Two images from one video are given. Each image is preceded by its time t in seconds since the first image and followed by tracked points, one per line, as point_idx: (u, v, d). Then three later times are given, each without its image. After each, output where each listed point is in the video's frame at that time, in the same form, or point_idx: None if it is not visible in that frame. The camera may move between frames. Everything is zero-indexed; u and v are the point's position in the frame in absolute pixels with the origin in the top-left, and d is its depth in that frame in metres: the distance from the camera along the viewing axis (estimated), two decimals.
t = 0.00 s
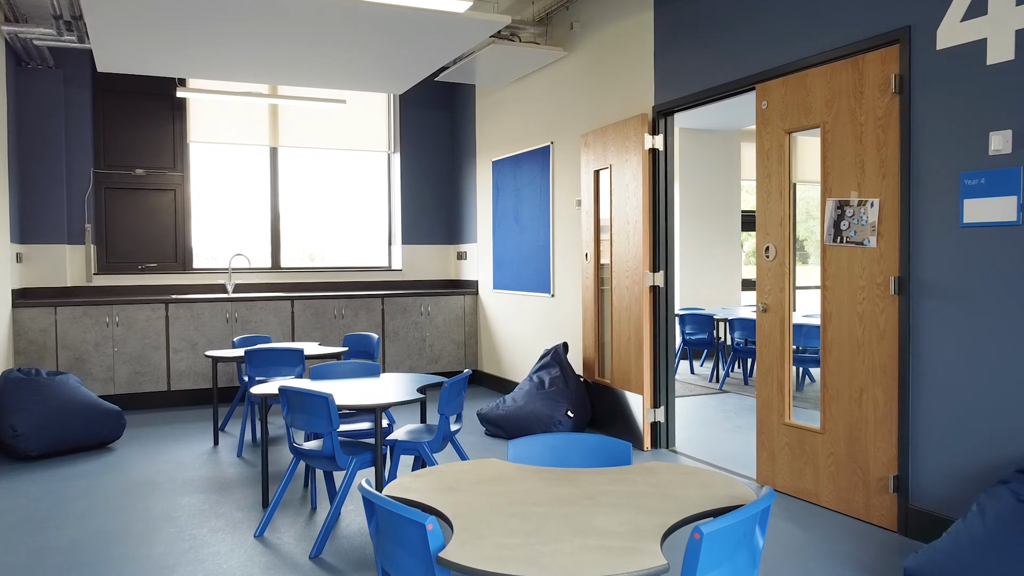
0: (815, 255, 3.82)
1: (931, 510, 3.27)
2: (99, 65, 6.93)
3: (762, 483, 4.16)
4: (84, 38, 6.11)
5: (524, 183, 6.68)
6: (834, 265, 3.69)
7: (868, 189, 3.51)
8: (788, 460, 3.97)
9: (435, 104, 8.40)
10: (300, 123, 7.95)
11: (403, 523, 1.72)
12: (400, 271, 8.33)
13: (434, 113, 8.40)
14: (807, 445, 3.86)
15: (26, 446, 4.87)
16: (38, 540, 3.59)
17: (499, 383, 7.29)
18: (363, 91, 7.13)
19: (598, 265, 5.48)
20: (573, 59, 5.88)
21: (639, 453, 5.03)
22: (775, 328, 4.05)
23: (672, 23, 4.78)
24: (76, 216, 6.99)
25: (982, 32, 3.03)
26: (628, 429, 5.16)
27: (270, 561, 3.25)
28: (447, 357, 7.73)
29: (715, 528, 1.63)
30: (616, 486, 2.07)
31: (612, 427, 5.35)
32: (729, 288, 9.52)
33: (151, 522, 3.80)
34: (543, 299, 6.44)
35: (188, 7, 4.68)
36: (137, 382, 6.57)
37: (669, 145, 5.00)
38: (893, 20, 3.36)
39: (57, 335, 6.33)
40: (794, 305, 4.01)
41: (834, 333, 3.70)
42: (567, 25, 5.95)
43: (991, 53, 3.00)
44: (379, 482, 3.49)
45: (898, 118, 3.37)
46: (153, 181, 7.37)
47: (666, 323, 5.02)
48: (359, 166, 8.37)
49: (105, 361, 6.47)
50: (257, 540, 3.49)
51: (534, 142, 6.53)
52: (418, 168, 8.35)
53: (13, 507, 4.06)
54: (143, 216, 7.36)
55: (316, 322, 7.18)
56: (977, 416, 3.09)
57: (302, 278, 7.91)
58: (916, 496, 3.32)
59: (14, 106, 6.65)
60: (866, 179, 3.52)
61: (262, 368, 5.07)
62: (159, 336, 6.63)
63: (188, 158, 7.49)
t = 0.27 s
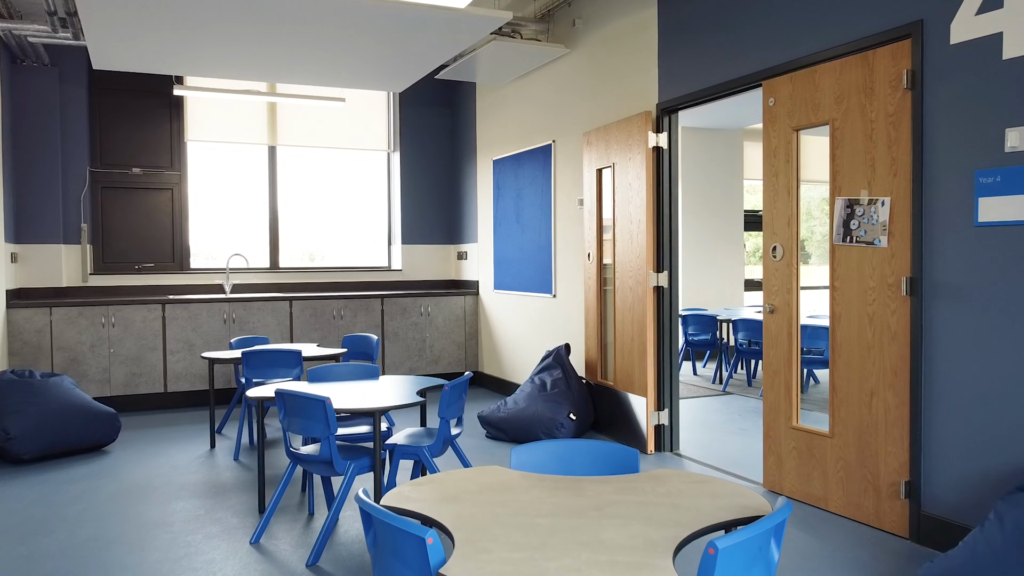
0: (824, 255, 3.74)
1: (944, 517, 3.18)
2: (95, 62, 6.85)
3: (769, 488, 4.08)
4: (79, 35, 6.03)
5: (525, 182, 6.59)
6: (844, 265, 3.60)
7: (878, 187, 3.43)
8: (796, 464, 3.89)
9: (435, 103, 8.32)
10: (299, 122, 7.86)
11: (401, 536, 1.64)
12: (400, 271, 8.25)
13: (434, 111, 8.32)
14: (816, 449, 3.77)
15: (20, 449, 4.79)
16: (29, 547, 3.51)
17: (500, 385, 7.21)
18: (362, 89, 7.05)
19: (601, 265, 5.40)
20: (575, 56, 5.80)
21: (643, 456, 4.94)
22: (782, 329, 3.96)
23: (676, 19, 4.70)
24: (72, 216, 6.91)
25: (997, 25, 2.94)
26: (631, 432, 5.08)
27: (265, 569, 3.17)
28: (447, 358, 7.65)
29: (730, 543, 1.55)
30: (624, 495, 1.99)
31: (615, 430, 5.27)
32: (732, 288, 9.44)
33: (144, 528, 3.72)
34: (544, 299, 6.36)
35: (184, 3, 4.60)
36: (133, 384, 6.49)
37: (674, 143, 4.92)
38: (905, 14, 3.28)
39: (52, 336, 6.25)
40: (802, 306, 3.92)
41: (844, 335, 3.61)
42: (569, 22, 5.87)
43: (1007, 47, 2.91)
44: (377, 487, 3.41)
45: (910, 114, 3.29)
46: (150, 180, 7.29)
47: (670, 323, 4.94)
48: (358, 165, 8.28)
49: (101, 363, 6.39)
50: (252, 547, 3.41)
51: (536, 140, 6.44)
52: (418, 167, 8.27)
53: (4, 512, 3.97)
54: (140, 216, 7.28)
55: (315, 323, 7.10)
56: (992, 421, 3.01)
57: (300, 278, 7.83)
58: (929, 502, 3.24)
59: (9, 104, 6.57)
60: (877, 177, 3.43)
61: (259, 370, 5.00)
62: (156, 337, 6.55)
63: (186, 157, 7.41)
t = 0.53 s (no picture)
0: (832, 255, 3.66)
1: (957, 524, 3.10)
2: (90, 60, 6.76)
3: (775, 493, 3.99)
4: (72, 32, 5.95)
5: (526, 181, 6.51)
6: (853, 266, 3.52)
7: (889, 186, 3.34)
8: (803, 469, 3.80)
9: (434, 101, 8.23)
10: (297, 120, 7.78)
11: (397, 551, 1.56)
12: (399, 272, 8.16)
13: (434, 109, 8.23)
14: (824, 454, 3.69)
15: (11, 452, 4.71)
16: (17, 554, 3.42)
17: (500, 386, 7.12)
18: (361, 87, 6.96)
19: (603, 265, 5.31)
20: (576, 53, 5.71)
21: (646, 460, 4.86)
22: (789, 331, 3.87)
23: (680, 15, 4.61)
24: (67, 215, 6.82)
25: (1013, 18, 2.86)
26: (634, 435, 4.99)
27: None
28: (447, 359, 7.56)
29: (746, 559, 1.47)
30: (631, 506, 1.90)
31: (618, 433, 5.18)
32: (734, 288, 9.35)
33: (136, 534, 3.63)
34: (545, 300, 6.27)
35: None
36: (128, 386, 6.41)
37: (677, 141, 4.83)
38: (916, 8, 3.19)
39: (46, 337, 6.16)
40: (810, 307, 3.83)
41: (853, 337, 3.52)
42: (570, 18, 5.79)
43: None
44: (375, 493, 3.32)
45: (922, 111, 3.20)
46: (146, 179, 7.20)
47: (674, 324, 4.85)
48: (357, 164, 8.19)
49: (96, 364, 6.31)
50: (246, 555, 3.32)
51: (537, 139, 6.36)
52: (418, 166, 8.18)
53: None
54: (136, 216, 7.20)
55: (313, 324, 7.01)
56: (1007, 426, 2.92)
57: (298, 278, 7.74)
58: (941, 509, 3.16)
59: (3, 102, 6.48)
60: (887, 176, 3.34)
61: (255, 371, 4.91)
62: (151, 338, 6.46)
63: (182, 155, 7.33)
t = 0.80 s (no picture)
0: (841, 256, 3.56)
1: (971, 533, 3.00)
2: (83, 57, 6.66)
3: (781, 499, 3.90)
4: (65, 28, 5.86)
5: (526, 180, 6.41)
6: (862, 266, 3.42)
7: (899, 184, 3.24)
8: (810, 475, 3.70)
9: (434, 99, 8.13)
10: (295, 119, 7.68)
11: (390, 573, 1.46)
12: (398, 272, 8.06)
13: (433, 108, 8.13)
14: (832, 460, 3.59)
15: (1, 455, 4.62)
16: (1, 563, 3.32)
17: (500, 388, 7.02)
18: (359, 85, 6.87)
19: (604, 266, 5.22)
20: (577, 50, 5.62)
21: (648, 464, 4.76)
22: (796, 333, 3.78)
23: (683, 10, 4.51)
24: (60, 215, 6.73)
25: None
26: (636, 439, 4.90)
27: None
28: (446, 361, 7.46)
29: None
30: (636, 520, 1.81)
31: (619, 437, 5.09)
32: (736, 289, 9.26)
33: (125, 542, 3.53)
34: (546, 300, 6.17)
35: None
36: (122, 388, 6.31)
37: (680, 139, 4.73)
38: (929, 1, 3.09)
39: (39, 339, 6.07)
40: (817, 309, 3.73)
41: (862, 340, 3.43)
42: (571, 14, 5.69)
43: None
44: (370, 501, 3.22)
45: (934, 107, 3.10)
46: (141, 178, 7.11)
47: (677, 326, 4.75)
48: (355, 162, 8.09)
49: (89, 366, 6.21)
50: (237, 564, 3.22)
51: (537, 137, 6.26)
52: (417, 165, 8.08)
53: None
54: (131, 215, 7.10)
55: (310, 325, 6.92)
56: None
57: (295, 279, 7.64)
58: (954, 517, 3.06)
59: None
60: (898, 174, 3.25)
61: (249, 374, 4.83)
62: (145, 339, 6.37)
63: (178, 154, 7.23)
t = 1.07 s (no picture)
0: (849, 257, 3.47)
1: (984, 543, 2.91)
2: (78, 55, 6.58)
3: (787, 506, 3.81)
4: (58, 25, 5.77)
5: (526, 179, 6.33)
6: (871, 268, 3.33)
7: (910, 183, 3.15)
8: (817, 481, 3.62)
9: (433, 98, 8.05)
10: (292, 118, 7.59)
11: None
12: (396, 273, 7.97)
13: (433, 107, 8.05)
14: (839, 466, 3.51)
15: None
16: None
17: (500, 391, 6.94)
18: (357, 83, 6.78)
19: (606, 266, 5.13)
20: (578, 47, 5.54)
21: (651, 469, 4.68)
22: (803, 336, 3.69)
23: (686, 6, 4.43)
24: (54, 215, 6.64)
25: None
26: (638, 443, 4.81)
27: None
28: (445, 363, 7.38)
29: None
30: (642, 535, 1.72)
31: (621, 440, 5.00)
32: (738, 290, 9.17)
33: (114, 551, 3.44)
34: (546, 302, 6.09)
35: None
36: (116, 390, 6.23)
37: (684, 138, 4.64)
38: None
39: (32, 340, 5.98)
40: (824, 311, 3.64)
41: (871, 343, 3.34)
42: (572, 11, 5.61)
43: None
44: (367, 509, 3.14)
45: (946, 103, 3.01)
46: (136, 177, 7.02)
47: (680, 328, 4.66)
48: (354, 162, 8.00)
49: (83, 368, 6.13)
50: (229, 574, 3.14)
51: (537, 136, 6.18)
52: (416, 164, 7.99)
53: None
54: (126, 215, 7.02)
55: (307, 326, 6.83)
56: None
57: (293, 280, 7.55)
58: (967, 526, 2.97)
59: None
60: (909, 172, 3.16)
61: (245, 377, 4.74)
62: (140, 341, 6.28)
63: (174, 153, 7.15)
